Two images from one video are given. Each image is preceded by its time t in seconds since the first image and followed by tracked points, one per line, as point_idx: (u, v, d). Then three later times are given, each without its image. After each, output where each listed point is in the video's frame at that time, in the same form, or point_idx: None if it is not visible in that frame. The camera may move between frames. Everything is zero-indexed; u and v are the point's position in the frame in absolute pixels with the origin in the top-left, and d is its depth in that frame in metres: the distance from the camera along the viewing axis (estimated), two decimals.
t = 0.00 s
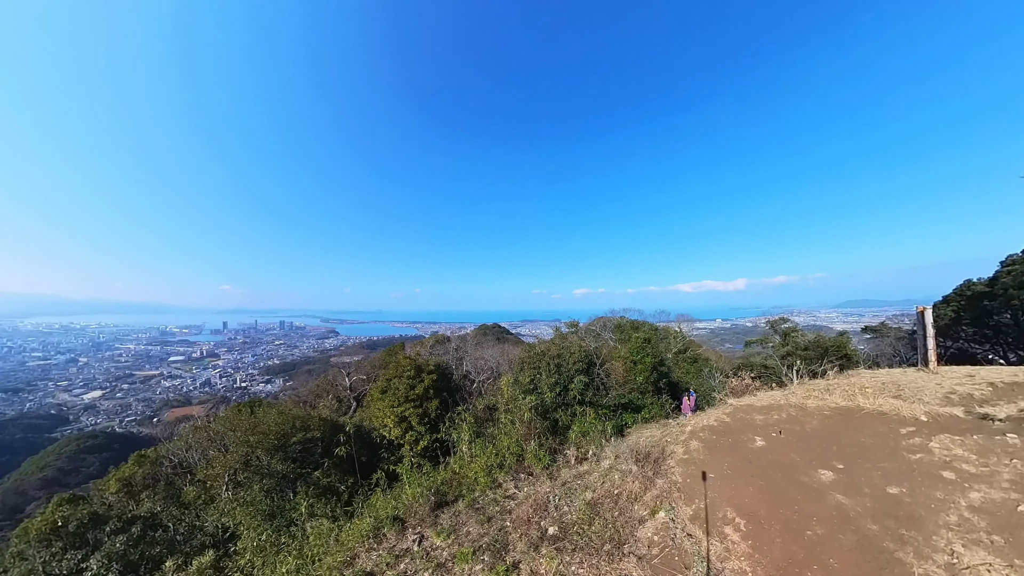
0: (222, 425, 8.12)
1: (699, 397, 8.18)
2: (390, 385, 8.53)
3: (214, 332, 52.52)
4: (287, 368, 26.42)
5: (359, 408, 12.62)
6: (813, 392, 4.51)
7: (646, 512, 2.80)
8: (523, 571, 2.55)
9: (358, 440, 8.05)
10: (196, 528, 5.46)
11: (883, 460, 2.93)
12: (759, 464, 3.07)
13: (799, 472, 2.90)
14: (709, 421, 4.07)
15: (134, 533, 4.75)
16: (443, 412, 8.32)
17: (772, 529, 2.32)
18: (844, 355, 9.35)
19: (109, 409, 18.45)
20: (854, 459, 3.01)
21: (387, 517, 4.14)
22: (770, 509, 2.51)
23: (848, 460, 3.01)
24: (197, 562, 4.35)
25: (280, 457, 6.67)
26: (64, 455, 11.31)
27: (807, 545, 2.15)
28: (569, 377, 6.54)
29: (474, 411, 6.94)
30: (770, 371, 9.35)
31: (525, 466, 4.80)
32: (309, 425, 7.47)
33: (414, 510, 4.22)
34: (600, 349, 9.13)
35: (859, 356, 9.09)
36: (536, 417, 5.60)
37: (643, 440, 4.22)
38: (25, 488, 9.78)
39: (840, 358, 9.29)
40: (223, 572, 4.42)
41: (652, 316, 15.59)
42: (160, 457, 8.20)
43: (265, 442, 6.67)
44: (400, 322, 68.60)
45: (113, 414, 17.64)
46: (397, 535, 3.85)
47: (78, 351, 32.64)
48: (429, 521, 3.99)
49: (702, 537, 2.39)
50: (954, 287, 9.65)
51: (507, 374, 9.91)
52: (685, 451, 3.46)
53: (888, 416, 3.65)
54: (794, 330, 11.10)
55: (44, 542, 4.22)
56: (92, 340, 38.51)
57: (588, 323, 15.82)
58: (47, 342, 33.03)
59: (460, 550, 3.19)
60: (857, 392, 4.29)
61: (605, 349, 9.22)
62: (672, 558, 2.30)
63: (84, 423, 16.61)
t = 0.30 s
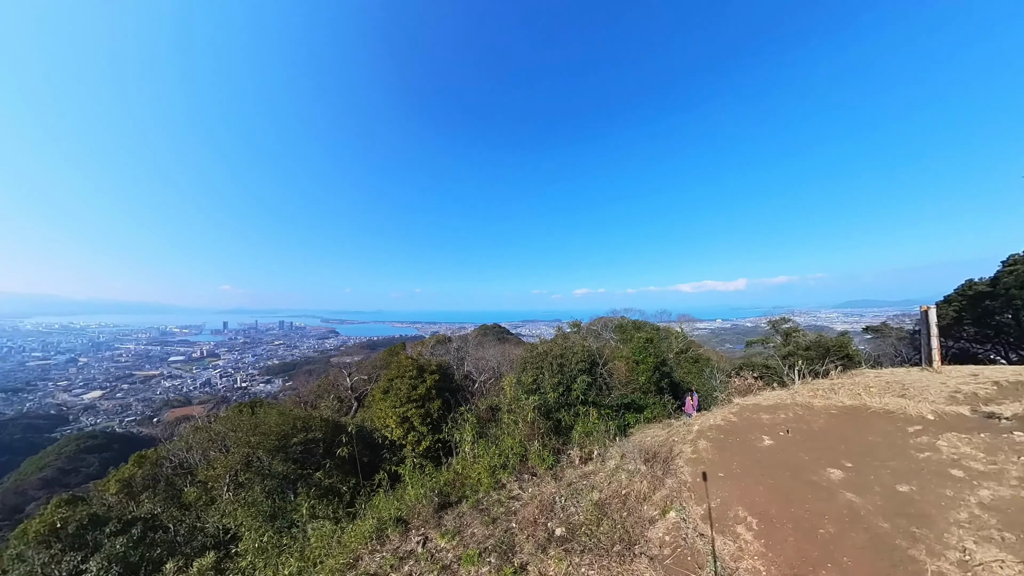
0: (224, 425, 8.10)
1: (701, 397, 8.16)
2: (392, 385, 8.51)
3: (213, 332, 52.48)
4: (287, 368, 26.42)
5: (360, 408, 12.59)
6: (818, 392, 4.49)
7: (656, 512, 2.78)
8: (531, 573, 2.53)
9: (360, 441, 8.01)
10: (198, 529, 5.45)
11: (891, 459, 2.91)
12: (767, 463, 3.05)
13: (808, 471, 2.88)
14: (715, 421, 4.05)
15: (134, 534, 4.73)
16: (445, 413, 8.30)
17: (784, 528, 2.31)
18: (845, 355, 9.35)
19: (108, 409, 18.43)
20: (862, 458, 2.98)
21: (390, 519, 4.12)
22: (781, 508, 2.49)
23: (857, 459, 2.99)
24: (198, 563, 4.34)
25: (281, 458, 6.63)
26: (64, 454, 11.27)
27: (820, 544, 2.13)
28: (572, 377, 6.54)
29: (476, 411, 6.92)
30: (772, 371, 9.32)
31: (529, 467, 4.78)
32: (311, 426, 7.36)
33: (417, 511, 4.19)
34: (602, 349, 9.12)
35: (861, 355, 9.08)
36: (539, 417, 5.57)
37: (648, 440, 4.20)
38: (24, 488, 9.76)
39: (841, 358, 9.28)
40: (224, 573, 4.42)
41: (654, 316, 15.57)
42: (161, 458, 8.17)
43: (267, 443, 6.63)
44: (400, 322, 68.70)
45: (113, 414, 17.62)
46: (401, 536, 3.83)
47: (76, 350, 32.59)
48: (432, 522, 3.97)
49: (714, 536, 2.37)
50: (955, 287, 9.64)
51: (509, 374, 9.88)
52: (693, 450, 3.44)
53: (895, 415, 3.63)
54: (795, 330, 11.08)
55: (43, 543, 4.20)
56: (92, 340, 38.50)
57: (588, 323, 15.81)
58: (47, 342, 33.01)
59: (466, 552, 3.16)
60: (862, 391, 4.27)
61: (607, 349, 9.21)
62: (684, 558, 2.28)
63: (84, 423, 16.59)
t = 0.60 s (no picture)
0: (238, 422, 8.24)
1: (713, 398, 8.02)
2: (402, 385, 8.56)
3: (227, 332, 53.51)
4: (298, 367, 26.81)
5: (370, 407, 12.68)
6: (836, 393, 4.37)
7: (670, 515, 2.73)
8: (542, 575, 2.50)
9: (370, 439, 8.06)
10: (212, 524, 5.53)
11: (915, 463, 2.81)
12: (785, 467, 2.97)
13: (827, 474, 2.80)
14: (730, 422, 3.97)
15: (151, 528, 4.83)
16: (454, 412, 8.32)
17: (803, 533, 2.24)
18: (862, 355, 9.11)
19: (127, 406, 18.93)
20: (884, 461, 2.89)
21: (399, 517, 4.12)
22: (800, 512, 2.42)
23: (878, 462, 2.89)
24: (212, 557, 4.42)
25: (293, 456, 6.68)
26: (85, 449, 11.59)
27: (841, 550, 2.07)
28: (582, 377, 6.49)
29: (486, 411, 6.90)
30: (786, 372, 9.14)
31: (538, 467, 4.76)
32: (322, 425, 7.41)
33: (427, 510, 4.19)
34: (612, 349, 9.04)
35: (879, 355, 8.85)
36: (549, 417, 5.51)
37: (661, 441, 4.14)
38: (48, 482, 10.08)
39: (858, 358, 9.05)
40: (237, 567, 4.51)
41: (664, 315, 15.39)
42: (177, 454, 8.34)
43: (279, 441, 6.70)
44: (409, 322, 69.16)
45: (131, 411, 18.08)
46: (410, 535, 3.83)
47: (97, 350, 33.53)
48: (442, 522, 3.96)
49: (730, 541, 2.32)
50: (979, 286, 9.32)
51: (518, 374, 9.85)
52: (707, 452, 3.38)
53: (917, 418, 3.51)
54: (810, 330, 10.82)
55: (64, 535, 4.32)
56: (111, 339, 39.60)
57: (597, 323, 15.71)
58: (70, 342, 34.05)
59: (476, 552, 3.15)
60: (882, 393, 4.14)
61: (617, 349, 9.14)
62: (700, 562, 2.23)
63: (104, 420, 17.06)
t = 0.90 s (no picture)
0: (273, 415, 8.68)
1: (744, 402, 7.69)
2: (427, 383, 8.72)
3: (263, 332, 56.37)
4: (329, 364, 27.85)
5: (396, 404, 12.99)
6: (879, 399, 4.09)
7: (694, 522, 2.64)
8: None
9: (396, 435, 8.25)
10: (249, 510, 5.93)
11: (968, 478, 2.59)
12: (820, 477, 2.81)
13: (867, 487, 2.62)
14: (761, 428, 3.80)
15: (196, 510, 5.18)
16: (478, 411, 8.41)
17: (837, 548, 2.12)
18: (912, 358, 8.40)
19: (175, 399, 20.30)
20: (933, 476, 2.67)
21: (423, 511, 4.20)
22: (835, 526, 2.28)
23: (926, 476, 2.68)
24: (250, 538, 4.72)
25: (323, 449, 6.96)
26: (138, 437, 12.54)
27: (880, 569, 1.94)
28: (606, 378, 6.41)
29: (508, 410, 6.91)
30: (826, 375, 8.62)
31: (560, 468, 4.73)
32: (351, 420, 7.66)
33: (449, 505, 4.26)
34: (637, 349, 8.85)
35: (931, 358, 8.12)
36: (571, 418, 5.41)
37: (687, 446, 4.01)
38: (106, 465, 10.97)
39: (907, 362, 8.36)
40: (272, 551, 4.78)
41: (693, 314, 14.90)
42: (219, 443, 8.88)
43: (310, 434, 6.99)
44: (433, 322, 70.40)
45: (178, 404, 19.38)
46: (433, 529, 3.90)
47: (148, 347, 36.16)
48: (464, 518, 4.01)
49: (758, 552, 2.22)
50: None
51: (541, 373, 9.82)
52: (736, 458, 3.25)
53: (973, 429, 3.23)
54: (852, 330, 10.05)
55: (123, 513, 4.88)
56: (161, 338, 42.57)
57: (622, 322, 15.42)
58: (126, 342, 36.89)
59: (496, 549, 3.18)
60: (932, 401, 3.84)
61: (642, 349, 8.94)
62: (724, 572, 2.15)
63: (155, 411, 18.40)
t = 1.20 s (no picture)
0: (307, 409, 9.10)
1: (777, 406, 7.36)
2: (451, 381, 8.87)
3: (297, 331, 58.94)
4: (357, 362, 28.79)
5: (421, 401, 13.29)
6: (927, 407, 3.81)
7: (718, 528, 2.58)
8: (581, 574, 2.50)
9: (421, 431, 8.45)
10: (283, 498, 6.27)
11: None
12: (856, 487, 2.67)
13: (909, 501, 2.47)
14: (793, 434, 3.64)
15: (235, 496, 5.70)
16: (501, 409, 8.48)
17: (872, 563, 2.01)
18: (967, 362, 7.30)
19: (217, 393, 21.62)
20: (985, 490, 2.48)
21: (446, 505, 4.29)
22: (871, 539, 2.17)
23: (977, 491, 2.49)
24: (283, 525, 5.08)
25: (353, 442, 7.24)
26: (185, 427, 13.45)
27: None
28: (630, 379, 6.31)
29: (531, 410, 6.93)
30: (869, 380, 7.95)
31: (582, 468, 4.71)
32: (379, 415, 7.92)
33: (472, 501, 4.33)
34: (663, 350, 8.63)
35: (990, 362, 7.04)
36: (595, 418, 5.34)
37: (713, 450, 3.91)
38: (157, 453, 11.84)
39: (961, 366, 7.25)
40: (303, 537, 5.07)
41: (722, 313, 14.33)
42: (257, 434, 9.40)
43: (341, 428, 7.30)
44: (457, 321, 71.27)
45: (220, 397, 20.64)
46: (455, 523, 3.98)
47: (193, 345, 38.65)
48: (486, 513, 4.08)
49: (784, 562, 2.14)
50: None
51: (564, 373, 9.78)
52: (765, 465, 3.13)
53: None
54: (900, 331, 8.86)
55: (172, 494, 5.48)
56: (205, 337, 45.40)
57: (647, 322, 15.08)
58: (174, 342, 39.63)
59: (516, 546, 3.22)
60: (987, 409, 3.54)
61: (668, 350, 8.71)
62: None
63: (200, 404, 19.67)
